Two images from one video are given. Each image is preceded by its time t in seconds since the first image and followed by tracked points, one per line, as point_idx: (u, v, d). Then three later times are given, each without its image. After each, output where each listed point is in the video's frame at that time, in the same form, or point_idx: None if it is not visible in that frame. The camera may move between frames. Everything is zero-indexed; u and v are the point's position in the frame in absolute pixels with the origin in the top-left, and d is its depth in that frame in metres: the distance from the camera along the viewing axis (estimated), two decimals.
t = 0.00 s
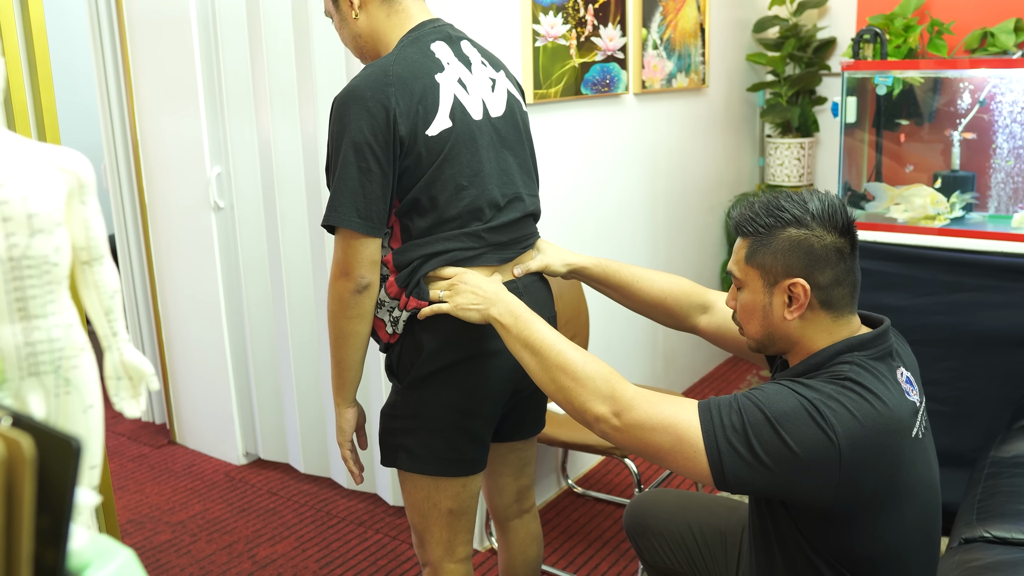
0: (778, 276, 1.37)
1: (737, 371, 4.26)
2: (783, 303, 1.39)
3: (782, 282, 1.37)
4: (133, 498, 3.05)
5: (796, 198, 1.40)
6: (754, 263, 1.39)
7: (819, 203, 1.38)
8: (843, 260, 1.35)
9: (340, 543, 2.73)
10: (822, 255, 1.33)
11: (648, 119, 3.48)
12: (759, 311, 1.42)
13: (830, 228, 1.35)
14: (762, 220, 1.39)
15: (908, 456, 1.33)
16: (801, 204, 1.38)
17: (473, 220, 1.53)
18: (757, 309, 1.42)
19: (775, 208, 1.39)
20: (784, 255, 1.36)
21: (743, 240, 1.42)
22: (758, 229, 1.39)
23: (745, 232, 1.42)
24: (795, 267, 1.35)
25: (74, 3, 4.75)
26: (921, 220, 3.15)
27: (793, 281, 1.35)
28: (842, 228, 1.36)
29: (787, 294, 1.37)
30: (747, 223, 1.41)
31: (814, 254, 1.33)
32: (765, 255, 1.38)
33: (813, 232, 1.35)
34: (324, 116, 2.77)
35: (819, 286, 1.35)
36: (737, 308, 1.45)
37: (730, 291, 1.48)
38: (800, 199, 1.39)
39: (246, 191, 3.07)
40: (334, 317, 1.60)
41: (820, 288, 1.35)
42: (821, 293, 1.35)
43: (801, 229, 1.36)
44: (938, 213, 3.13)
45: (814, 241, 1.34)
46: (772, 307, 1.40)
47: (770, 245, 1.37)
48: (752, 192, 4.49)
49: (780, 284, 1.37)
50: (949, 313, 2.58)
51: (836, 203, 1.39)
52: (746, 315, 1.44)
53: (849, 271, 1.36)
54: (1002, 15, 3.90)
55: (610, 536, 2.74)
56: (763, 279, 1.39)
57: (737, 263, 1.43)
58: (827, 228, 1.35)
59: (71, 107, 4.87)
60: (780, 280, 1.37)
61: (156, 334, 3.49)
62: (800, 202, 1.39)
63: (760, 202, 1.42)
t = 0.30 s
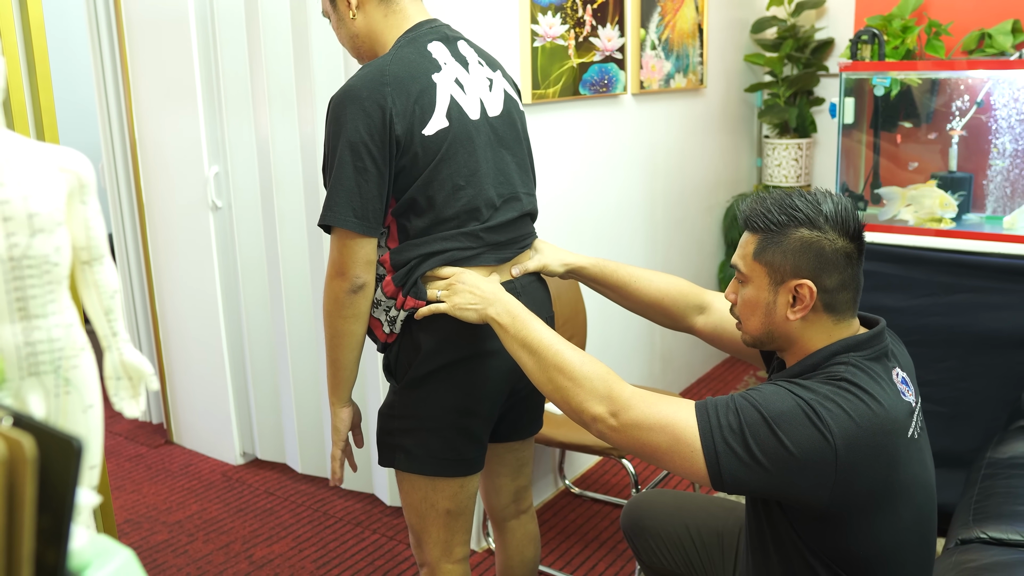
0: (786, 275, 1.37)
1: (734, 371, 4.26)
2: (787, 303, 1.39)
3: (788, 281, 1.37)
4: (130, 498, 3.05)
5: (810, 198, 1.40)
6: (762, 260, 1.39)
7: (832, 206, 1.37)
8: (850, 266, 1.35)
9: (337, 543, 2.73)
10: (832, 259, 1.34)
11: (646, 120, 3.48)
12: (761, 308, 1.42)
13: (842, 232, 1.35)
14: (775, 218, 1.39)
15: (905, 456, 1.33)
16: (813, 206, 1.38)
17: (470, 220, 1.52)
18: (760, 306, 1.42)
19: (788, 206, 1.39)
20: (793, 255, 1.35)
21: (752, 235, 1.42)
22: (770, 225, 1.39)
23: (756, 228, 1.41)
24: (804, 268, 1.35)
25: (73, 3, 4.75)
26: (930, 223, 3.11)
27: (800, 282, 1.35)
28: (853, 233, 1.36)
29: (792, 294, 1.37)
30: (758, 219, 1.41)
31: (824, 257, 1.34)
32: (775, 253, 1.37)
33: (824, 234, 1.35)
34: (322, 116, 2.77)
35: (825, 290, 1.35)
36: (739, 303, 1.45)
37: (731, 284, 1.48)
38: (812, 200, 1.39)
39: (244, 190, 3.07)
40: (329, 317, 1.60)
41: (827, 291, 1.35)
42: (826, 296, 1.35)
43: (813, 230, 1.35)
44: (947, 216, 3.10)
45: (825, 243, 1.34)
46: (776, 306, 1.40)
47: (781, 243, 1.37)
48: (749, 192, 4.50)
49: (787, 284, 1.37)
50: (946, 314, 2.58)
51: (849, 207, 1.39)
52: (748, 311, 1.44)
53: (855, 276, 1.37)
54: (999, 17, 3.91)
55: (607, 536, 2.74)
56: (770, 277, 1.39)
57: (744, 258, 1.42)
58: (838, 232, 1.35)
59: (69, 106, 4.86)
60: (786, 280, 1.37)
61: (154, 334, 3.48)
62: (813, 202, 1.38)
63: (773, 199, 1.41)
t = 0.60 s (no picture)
0: (789, 280, 1.37)
1: (731, 374, 4.26)
2: (789, 307, 1.39)
3: (792, 286, 1.37)
4: (126, 501, 3.04)
5: (817, 201, 1.39)
6: (767, 264, 1.39)
7: (840, 211, 1.37)
8: (854, 273, 1.35)
9: (334, 546, 2.73)
10: (837, 266, 1.34)
11: (643, 122, 3.48)
12: (763, 311, 1.42)
13: (848, 239, 1.35)
14: (782, 221, 1.38)
15: (903, 461, 1.33)
16: (820, 210, 1.37)
17: (463, 219, 1.52)
18: (761, 309, 1.42)
19: (795, 210, 1.38)
20: (798, 261, 1.35)
21: (758, 237, 1.41)
22: (776, 228, 1.38)
23: (761, 230, 1.41)
24: (808, 273, 1.35)
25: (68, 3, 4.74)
26: (933, 227, 3.12)
27: (804, 288, 1.35)
28: (859, 240, 1.36)
29: (794, 298, 1.38)
30: (764, 221, 1.40)
31: (829, 263, 1.34)
32: (780, 257, 1.37)
33: (830, 240, 1.35)
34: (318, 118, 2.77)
35: (829, 296, 1.35)
36: (741, 305, 1.45)
37: (733, 285, 1.48)
38: (820, 204, 1.38)
39: (240, 192, 3.07)
40: (322, 325, 1.60)
41: (830, 298, 1.35)
42: (829, 302, 1.36)
43: (819, 236, 1.35)
44: (952, 221, 3.10)
45: (830, 250, 1.34)
46: (777, 310, 1.40)
47: (786, 247, 1.36)
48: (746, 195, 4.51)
49: (790, 288, 1.37)
50: (943, 317, 2.59)
51: (856, 213, 1.38)
52: (749, 313, 1.44)
53: (858, 283, 1.37)
54: (995, 20, 3.92)
55: (604, 540, 2.74)
56: (774, 281, 1.39)
57: (748, 260, 1.42)
58: (844, 238, 1.35)
59: (66, 107, 4.85)
60: (790, 284, 1.37)
61: (150, 336, 3.48)
62: (820, 207, 1.38)
63: (780, 203, 1.40)
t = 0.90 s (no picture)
0: (792, 287, 1.37)
1: (727, 380, 4.27)
2: (791, 314, 1.39)
3: (795, 294, 1.37)
4: (121, 508, 3.03)
5: (821, 208, 1.39)
6: (770, 270, 1.39)
7: (843, 219, 1.37)
8: (857, 281, 1.36)
9: (330, 553, 2.72)
10: (840, 274, 1.34)
11: (638, 128, 3.49)
12: (764, 317, 1.42)
13: (851, 247, 1.35)
14: (786, 227, 1.38)
15: (904, 469, 1.33)
16: (824, 218, 1.38)
17: (454, 222, 1.52)
18: (763, 315, 1.42)
19: (798, 217, 1.38)
20: (802, 268, 1.36)
21: (761, 243, 1.41)
22: (780, 235, 1.38)
23: (764, 235, 1.41)
24: (811, 281, 1.35)
25: (63, 7, 4.74)
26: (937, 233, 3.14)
27: (806, 296, 1.36)
28: (863, 248, 1.36)
29: (796, 305, 1.38)
30: (768, 227, 1.40)
31: (832, 271, 1.34)
32: (783, 264, 1.37)
33: (833, 248, 1.35)
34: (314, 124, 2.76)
35: (831, 304, 1.36)
36: (742, 310, 1.45)
37: (734, 290, 1.47)
38: (824, 211, 1.38)
39: (235, 198, 3.06)
40: (310, 343, 1.64)
41: (832, 306, 1.36)
42: (831, 310, 1.36)
43: (823, 243, 1.35)
44: (957, 228, 3.11)
45: (833, 258, 1.34)
46: (779, 316, 1.40)
47: (790, 255, 1.37)
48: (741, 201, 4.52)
49: (793, 296, 1.37)
50: (938, 323, 2.59)
51: (860, 221, 1.38)
52: (750, 319, 1.43)
53: (861, 291, 1.37)
54: (988, 26, 3.94)
55: (600, 546, 2.74)
56: (776, 288, 1.39)
57: (751, 266, 1.42)
58: (848, 246, 1.35)
59: (62, 111, 4.85)
60: (792, 291, 1.37)
61: (145, 342, 3.47)
62: (824, 214, 1.38)
63: (784, 209, 1.40)
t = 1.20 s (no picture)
0: (805, 291, 1.37)
1: (728, 383, 4.26)
2: (803, 319, 1.39)
3: (807, 298, 1.37)
4: (121, 511, 3.03)
5: (837, 213, 1.39)
6: (783, 274, 1.39)
7: (859, 225, 1.37)
8: (871, 287, 1.36)
9: (330, 556, 2.72)
10: (854, 280, 1.34)
11: (639, 132, 3.49)
12: (776, 321, 1.42)
13: (866, 253, 1.35)
14: (801, 231, 1.38)
15: (913, 477, 1.33)
16: (840, 222, 1.37)
17: (448, 223, 1.54)
18: (775, 318, 1.42)
19: (814, 221, 1.38)
20: (816, 273, 1.35)
21: (776, 246, 1.41)
22: (795, 239, 1.38)
23: (779, 238, 1.41)
24: (824, 286, 1.35)
25: (63, 11, 4.74)
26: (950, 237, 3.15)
27: (819, 300, 1.36)
28: (877, 255, 1.36)
29: (809, 310, 1.38)
30: (783, 231, 1.40)
31: (847, 277, 1.34)
32: (797, 268, 1.37)
33: (848, 254, 1.35)
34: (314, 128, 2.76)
35: (844, 309, 1.36)
36: (753, 313, 1.45)
37: (746, 292, 1.47)
38: (840, 216, 1.38)
39: (236, 201, 3.06)
40: (299, 361, 1.68)
41: (845, 312, 1.36)
42: (843, 316, 1.36)
43: (838, 248, 1.35)
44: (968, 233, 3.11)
45: (848, 264, 1.34)
46: (791, 320, 1.40)
47: (804, 259, 1.36)
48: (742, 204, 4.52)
49: (806, 300, 1.37)
50: (939, 327, 2.59)
51: (876, 227, 1.38)
52: (762, 322, 1.43)
53: (874, 297, 1.37)
54: (988, 31, 3.95)
55: (601, 550, 2.73)
56: (789, 292, 1.39)
57: (765, 269, 1.42)
58: (863, 252, 1.35)
59: (62, 114, 4.85)
60: (805, 296, 1.37)
61: (145, 345, 3.47)
62: (840, 218, 1.38)
63: (799, 213, 1.40)
